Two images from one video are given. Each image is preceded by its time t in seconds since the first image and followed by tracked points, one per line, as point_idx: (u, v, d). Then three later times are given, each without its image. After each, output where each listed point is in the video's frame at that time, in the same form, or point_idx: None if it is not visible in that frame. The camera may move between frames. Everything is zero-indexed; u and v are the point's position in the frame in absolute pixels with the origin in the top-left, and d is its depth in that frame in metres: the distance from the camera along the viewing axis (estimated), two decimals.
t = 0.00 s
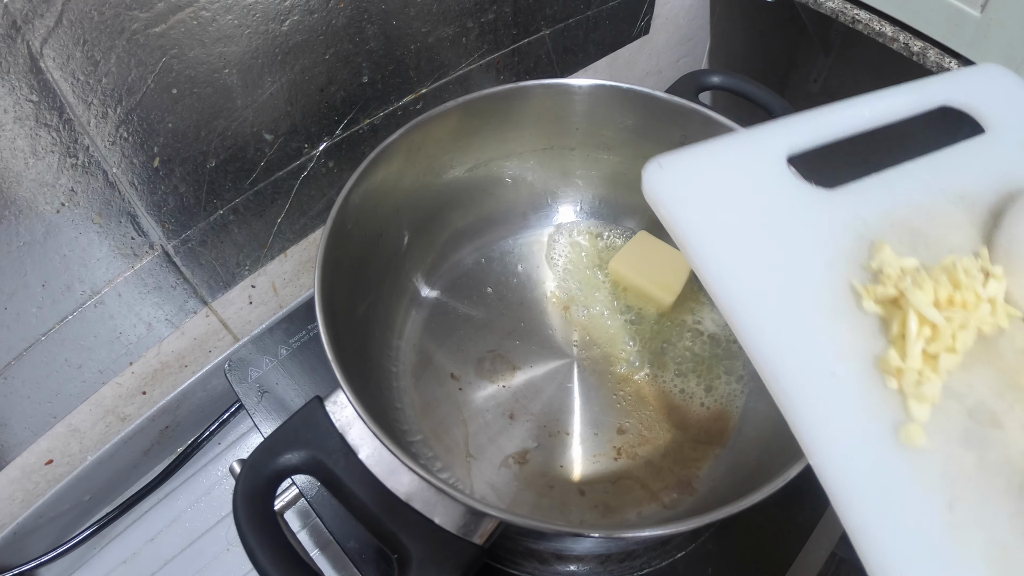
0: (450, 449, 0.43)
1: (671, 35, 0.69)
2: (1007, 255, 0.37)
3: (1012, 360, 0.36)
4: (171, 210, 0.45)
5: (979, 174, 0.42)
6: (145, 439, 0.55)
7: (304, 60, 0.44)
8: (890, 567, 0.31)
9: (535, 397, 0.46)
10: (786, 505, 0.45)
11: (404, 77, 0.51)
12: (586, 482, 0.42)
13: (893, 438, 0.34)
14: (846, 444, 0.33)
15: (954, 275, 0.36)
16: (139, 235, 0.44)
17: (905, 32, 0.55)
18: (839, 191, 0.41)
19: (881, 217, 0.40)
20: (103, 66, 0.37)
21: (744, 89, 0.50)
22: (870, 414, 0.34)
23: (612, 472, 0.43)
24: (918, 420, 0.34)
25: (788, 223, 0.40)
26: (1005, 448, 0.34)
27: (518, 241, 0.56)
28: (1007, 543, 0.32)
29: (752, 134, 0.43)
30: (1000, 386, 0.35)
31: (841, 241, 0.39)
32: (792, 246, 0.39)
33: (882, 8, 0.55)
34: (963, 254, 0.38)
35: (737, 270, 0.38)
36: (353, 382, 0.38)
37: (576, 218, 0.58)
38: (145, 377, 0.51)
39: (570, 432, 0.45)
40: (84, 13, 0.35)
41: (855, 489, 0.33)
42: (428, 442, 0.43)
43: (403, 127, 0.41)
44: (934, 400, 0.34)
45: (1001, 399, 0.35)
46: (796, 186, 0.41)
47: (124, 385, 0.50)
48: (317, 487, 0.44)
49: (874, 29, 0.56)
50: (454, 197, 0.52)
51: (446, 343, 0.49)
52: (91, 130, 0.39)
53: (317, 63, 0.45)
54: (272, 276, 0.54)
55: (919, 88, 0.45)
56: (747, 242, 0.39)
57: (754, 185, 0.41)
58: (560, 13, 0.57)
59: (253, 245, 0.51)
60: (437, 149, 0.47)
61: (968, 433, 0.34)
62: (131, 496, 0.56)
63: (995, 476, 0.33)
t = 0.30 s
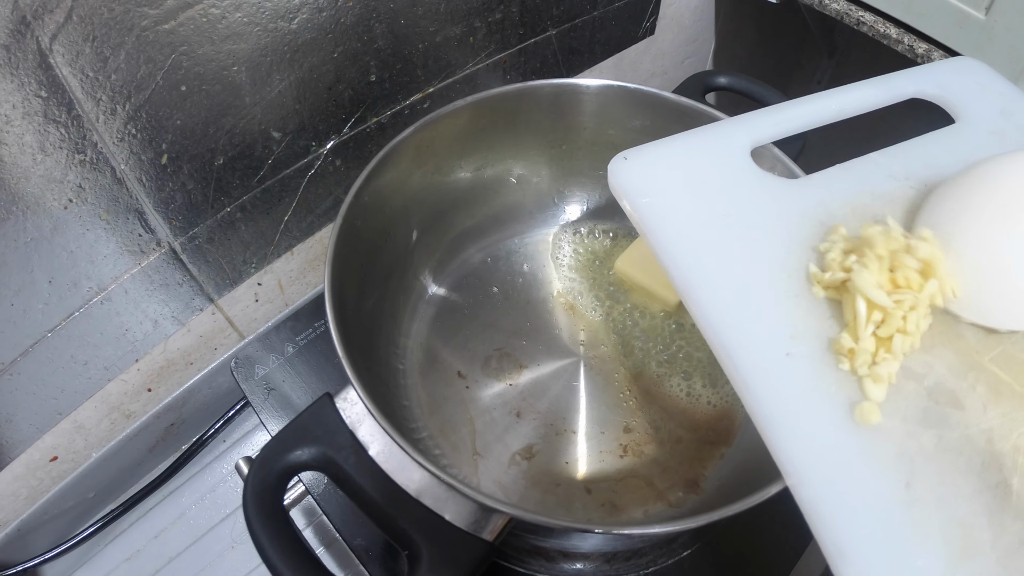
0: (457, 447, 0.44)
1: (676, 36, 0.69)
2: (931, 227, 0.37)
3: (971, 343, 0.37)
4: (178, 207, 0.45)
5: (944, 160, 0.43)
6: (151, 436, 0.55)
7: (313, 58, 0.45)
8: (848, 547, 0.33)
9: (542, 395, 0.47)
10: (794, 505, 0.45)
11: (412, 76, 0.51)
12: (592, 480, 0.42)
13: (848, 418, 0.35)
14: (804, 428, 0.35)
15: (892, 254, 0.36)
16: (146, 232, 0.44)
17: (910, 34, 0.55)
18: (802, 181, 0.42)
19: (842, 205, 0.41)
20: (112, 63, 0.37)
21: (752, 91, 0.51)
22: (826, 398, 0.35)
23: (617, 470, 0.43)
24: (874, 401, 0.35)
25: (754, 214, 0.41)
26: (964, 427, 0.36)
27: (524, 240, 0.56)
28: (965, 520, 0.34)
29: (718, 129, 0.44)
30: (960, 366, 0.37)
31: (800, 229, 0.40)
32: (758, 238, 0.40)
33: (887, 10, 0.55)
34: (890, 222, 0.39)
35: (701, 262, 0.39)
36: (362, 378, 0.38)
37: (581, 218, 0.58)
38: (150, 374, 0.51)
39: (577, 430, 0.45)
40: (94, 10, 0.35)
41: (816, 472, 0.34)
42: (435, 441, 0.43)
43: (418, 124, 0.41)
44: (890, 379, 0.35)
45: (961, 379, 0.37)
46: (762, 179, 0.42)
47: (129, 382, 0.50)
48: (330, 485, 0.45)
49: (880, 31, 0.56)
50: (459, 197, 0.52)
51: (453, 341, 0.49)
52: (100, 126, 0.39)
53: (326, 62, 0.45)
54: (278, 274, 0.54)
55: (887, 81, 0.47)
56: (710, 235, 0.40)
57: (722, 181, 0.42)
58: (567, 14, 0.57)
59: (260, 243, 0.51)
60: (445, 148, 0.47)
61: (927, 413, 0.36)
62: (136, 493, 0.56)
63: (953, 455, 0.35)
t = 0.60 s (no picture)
0: (461, 449, 0.44)
1: (678, 39, 0.69)
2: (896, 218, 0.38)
3: (963, 347, 0.38)
4: (184, 208, 0.45)
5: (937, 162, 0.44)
6: (154, 437, 0.55)
7: (318, 61, 0.45)
8: (836, 552, 0.33)
9: (545, 397, 0.47)
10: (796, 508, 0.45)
11: (417, 79, 0.52)
12: (595, 482, 0.43)
13: (836, 424, 0.35)
14: (793, 434, 0.35)
15: (865, 253, 0.36)
16: (152, 233, 0.45)
17: (912, 38, 0.55)
18: (795, 185, 0.42)
19: (836, 208, 0.41)
20: (118, 64, 0.37)
21: (755, 95, 0.51)
22: (815, 402, 0.35)
23: (620, 471, 0.43)
24: (863, 407, 0.35)
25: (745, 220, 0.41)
26: (954, 431, 0.36)
27: (528, 243, 0.57)
28: (956, 525, 0.34)
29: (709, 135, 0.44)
30: (951, 371, 0.37)
31: (792, 233, 0.40)
32: (749, 243, 0.40)
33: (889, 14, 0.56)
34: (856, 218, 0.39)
35: (693, 269, 0.39)
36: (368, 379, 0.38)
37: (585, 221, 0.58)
38: (154, 374, 0.51)
39: (580, 431, 0.45)
40: (101, 12, 0.35)
41: (807, 474, 0.34)
42: (439, 442, 0.43)
43: (423, 125, 0.41)
44: (878, 388, 0.35)
45: (951, 384, 0.37)
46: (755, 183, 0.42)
47: (133, 382, 0.50)
48: (336, 485, 0.45)
49: (882, 35, 0.56)
50: (463, 200, 0.52)
51: (457, 343, 0.50)
52: (106, 128, 0.39)
53: (331, 64, 0.45)
54: (282, 275, 0.54)
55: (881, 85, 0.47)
56: (701, 241, 0.40)
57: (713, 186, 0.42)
58: (570, 17, 0.57)
59: (264, 244, 0.51)
60: (450, 150, 0.47)
61: (916, 416, 0.36)
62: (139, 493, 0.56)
63: (943, 460, 0.35)
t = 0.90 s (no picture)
0: (469, 451, 0.44)
1: (683, 42, 0.70)
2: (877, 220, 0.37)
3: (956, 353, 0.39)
4: (191, 209, 0.45)
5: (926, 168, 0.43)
6: (159, 437, 0.54)
7: (327, 63, 0.45)
8: (817, 555, 0.33)
9: (551, 398, 0.47)
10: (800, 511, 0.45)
11: (424, 82, 0.52)
12: (601, 484, 0.43)
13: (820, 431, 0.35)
14: (778, 443, 0.35)
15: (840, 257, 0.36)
16: (159, 234, 0.45)
17: (916, 42, 0.55)
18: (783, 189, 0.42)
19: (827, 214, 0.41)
20: (127, 65, 0.37)
21: (761, 100, 0.51)
22: (798, 408, 0.36)
23: (626, 474, 0.43)
24: (846, 413, 0.35)
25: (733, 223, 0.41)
26: (938, 438, 0.36)
27: (534, 245, 0.57)
28: (938, 531, 0.34)
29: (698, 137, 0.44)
30: (935, 378, 0.37)
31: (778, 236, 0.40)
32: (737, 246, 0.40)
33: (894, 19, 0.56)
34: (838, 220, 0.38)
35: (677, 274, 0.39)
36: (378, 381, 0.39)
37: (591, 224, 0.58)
38: (160, 375, 0.51)
39: (586, 434, 0.46)
40: (111, 13, 0.35)
41: (797, 479, 0.34)
42: (447, 444, 0.44)
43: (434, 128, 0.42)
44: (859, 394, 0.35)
45: (935, 390, 0.37)
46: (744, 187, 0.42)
47: (139, 382, 0.50)
48: (342, 486, 0.45)
49: (886, 40, 0.57)
50: (471, 203, 0.52)
51: (464, 345, 0.50)
52: (114, 129, 0.39)
53: (339, 66, 0.46)
54: (289, 276, 0.54)
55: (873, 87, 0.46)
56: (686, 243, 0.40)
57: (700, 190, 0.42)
58: (576, 20, 0.57)
59: (271, 245, 0.51)
60: (458, 153, 0.47)
61: (900, 423, 0.36)
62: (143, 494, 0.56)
63: (928, 466, 0.35)
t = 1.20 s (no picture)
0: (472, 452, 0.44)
1: (687, 43, 0.69)
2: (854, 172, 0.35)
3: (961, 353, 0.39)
4: (193, 208, 0.45)
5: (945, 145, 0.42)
6: (159, 437, 0.54)
7: (331, 62, 0.44)
8: (830, 554, 0.34)
9: (557, 399, 0.48)
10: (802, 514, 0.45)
11: (428, 81, 0.51)
12: (605, 488, 0.43)
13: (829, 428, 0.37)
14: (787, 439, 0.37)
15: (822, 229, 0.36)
16: (161, 233, 0.44)
17: (920, 45, 0.55)
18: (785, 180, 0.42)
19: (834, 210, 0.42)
20: (130, 63, 0.37)
21: (766, 102, 0.51)
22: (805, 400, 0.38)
23: (631, 476, 0.44)
24: (859, 411, 0.37)
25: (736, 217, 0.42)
26: (952, 435, 0.36)
27: (538, 247, 0.57)
28: (950, 529, 0.34)
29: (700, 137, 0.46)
30: (948, 375, 0.38)
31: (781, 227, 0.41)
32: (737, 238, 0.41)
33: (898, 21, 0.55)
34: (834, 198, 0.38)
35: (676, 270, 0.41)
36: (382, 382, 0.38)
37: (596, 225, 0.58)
38: (162, 374, 0.51)
39: (590, 436, 0.46)
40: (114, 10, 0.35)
41: (802, 480, 0.36)
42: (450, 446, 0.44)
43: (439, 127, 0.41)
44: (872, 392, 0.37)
45: (949, 387, 0.38)
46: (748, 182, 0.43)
47: (140, 382, 0.50)
48: (345, 487, 0.45)
49: (890, 42, 0.56)
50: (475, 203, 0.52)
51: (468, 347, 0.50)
52: (116, 126, 0.39)
53: (343, 65, 0.45)
54: (291, 275, 0.54)
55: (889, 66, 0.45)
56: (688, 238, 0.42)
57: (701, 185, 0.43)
58: (581, 20, 0.57)
59: (274, 245, 0.51)
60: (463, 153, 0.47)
61: (912, 421, 0.37)
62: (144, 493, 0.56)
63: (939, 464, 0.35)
